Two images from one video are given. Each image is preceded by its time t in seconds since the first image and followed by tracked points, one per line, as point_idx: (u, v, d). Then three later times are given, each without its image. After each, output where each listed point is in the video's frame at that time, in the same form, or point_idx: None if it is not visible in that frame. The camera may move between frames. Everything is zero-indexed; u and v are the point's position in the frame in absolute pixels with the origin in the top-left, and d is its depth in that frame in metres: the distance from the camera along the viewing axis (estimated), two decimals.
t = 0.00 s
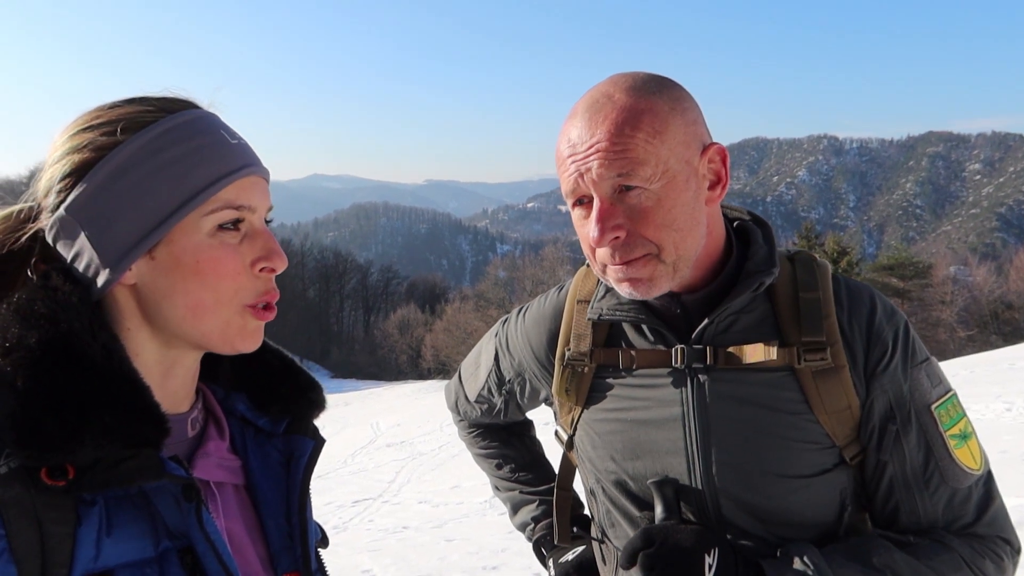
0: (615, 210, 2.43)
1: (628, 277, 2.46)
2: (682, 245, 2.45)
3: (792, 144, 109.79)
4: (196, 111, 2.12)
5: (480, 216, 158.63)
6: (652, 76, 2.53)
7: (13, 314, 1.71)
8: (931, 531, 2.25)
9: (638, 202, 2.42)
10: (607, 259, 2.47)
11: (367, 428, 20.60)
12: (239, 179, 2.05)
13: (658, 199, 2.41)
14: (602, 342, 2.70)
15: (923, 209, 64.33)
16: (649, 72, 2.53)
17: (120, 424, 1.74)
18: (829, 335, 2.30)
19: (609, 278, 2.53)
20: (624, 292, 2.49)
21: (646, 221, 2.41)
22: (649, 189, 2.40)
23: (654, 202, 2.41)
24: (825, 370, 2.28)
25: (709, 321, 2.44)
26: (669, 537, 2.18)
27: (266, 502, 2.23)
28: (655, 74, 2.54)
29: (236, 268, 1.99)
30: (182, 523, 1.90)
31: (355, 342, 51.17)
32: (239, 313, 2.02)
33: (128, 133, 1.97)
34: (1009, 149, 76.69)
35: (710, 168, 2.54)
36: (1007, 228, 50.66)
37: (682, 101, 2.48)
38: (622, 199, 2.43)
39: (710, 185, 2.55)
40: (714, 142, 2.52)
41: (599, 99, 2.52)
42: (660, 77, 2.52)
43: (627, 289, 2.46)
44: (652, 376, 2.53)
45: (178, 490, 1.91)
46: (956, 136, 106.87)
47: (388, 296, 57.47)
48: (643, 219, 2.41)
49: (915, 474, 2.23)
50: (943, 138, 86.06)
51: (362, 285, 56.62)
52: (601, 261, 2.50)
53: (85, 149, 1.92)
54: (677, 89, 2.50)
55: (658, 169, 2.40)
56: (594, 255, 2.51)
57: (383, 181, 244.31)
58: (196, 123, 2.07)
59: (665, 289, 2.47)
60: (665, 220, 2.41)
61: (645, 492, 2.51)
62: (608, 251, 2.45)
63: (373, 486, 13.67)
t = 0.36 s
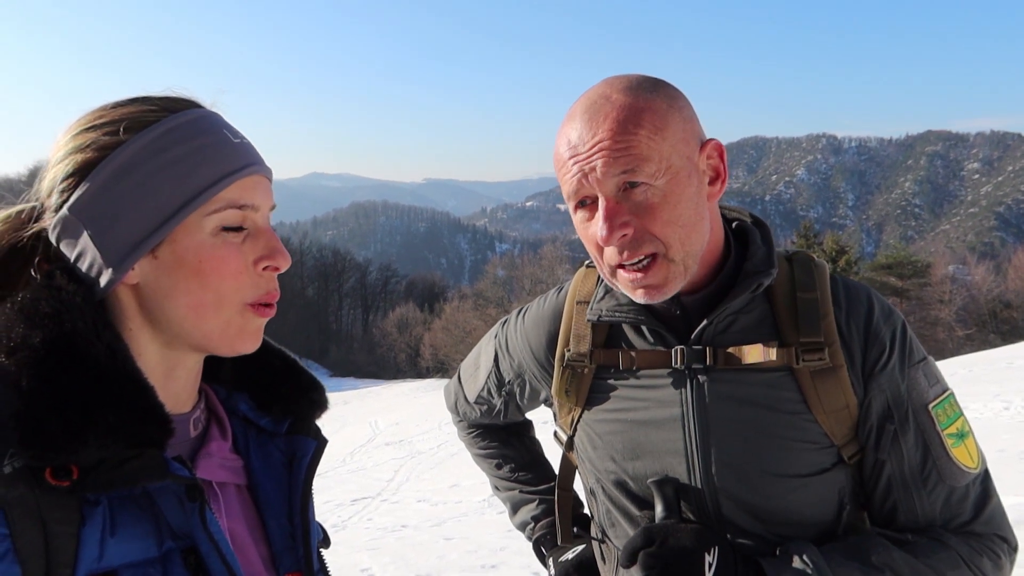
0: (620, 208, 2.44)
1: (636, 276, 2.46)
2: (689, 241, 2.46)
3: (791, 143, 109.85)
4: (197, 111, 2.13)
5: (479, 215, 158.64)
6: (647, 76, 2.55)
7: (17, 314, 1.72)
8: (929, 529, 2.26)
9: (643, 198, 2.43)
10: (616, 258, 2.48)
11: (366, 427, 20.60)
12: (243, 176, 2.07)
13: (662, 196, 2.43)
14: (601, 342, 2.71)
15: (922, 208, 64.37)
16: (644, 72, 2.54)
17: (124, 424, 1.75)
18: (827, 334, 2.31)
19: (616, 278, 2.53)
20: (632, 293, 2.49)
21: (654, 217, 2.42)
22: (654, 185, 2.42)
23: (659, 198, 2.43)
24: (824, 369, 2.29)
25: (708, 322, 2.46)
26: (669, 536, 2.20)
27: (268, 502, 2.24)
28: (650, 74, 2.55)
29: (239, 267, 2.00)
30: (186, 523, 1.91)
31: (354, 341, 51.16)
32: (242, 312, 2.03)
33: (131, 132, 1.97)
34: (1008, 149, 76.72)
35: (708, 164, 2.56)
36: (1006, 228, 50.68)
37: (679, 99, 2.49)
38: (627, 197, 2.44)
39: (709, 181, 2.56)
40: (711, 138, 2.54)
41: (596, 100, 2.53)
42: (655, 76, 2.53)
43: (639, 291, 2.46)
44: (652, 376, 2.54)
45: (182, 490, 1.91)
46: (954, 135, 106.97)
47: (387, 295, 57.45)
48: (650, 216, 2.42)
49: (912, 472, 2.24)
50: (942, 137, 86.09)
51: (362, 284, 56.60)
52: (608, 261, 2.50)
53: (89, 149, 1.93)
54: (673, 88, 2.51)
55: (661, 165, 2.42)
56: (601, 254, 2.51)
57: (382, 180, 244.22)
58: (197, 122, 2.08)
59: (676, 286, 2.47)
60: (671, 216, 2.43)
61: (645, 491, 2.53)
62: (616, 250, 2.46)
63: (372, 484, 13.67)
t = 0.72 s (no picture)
0: (610, 204, 2.45)
1: (623, 272, 2.48)
2: (678, 239, 2.47)
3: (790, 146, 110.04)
4: (196, 106, 2.13)
5: (478, 218, 158.83)
6: (645, 71, 2.55)
7: (13, 309, 1.73)
8: (925, 520, 2.26)
9: (634, 195, 2.43)
10: (604, 253, 2.49)
11: (366, 431, 20.58)
12: (240, 172, 2.07)
13: (653, 193, 2.43)
14: (595, 335, 2.71)
15: (920, 210, 64.43)
16: (642, 67, 2.54)
17: (119, 420, 1.75)
18: (822, 325, 2.32)
19: (605, 273, 2.55)
20: (620, 287, 2.51)
21: (644, 214, 2.43)
22: (645, 182, 2.42)
23: (650, 196, 2.43)
24: (819, 360, 2.30)
25: (702, 313, 2.46)
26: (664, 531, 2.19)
27: (264, 499, 2.24)
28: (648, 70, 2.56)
29: (236, 262, 2.01)
30: (181, 520, 1.91)
31: (353, 345, 51.16)
32: (238, 306, 2.03)
33: (128, 127, 1.98)
34: (1006, 151, 76.84)
35: (703, 163, 2.56)
36: (1004, 230, 50.74)
37: (676, 96, 2.49)
38: (618, 193, 2.45)
39: (703, 180, 2.56)
40: (707, 137, 2.54)
41: (593, 94, 2.54)
42: (653, 72, 2.54)
43: (626, 286, 2.48)
44: (645, 368, 2.54)
45: (177, 487, 1.91)
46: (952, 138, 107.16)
47: (386, 298, 57.46)
48: (639, 213, 2.43)
49: (907, 462, 2.24)
50: (940, 139, 86.22)
51: (361, 288, 56.62)
52: (597, 255, 2.52)
53: (85, 144, 1.93)
54: (670, 84, 2.51)
55: (653, 163, 2.42)
56: (591, 249, 2.53)
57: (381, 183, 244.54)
58: (196, 117, 2.09)
59: (663, 284, 2.48)
60: (661, 214, 2.44)
61: (639, 485, 2.53)
62: (605, 245, 2.47)
63: (371, 488, 13.67)
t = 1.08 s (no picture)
0: (612, 206, 2.43)
1: (624, 274, 2.45)
2: (679, 242, 2.45)
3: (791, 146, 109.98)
4: (194, 110, 2.11)
5: (479, 218, 158.73)
6: (649, 75, 2.53)
7: (10, 314, 1.71)
8: (929, 526, 2.24)
9: (636, 198, 2.41)
10: (604, 255, 2.46)
11: (366, 430, 20.57)
12: (237, 177, 2.06)
13: (655, 196, 2.41)
14: (596, 339, 2.69)
15: (921, 211, 64.38)
16: (646, 70, 2.53)
17: (115, 424, 1.73)
18: (824, 330, 2.30)
19: (605, 275, 2.52)
20: (619, 289, 2.49)
21: (645, 217, 2.41)
22: (647, 186, 2.40)
23: (651, 199, 2.41)
24: (822, 365, 2.28)
25: (704, 318, 2.44)
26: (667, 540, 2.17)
27: (261, 503, 2.22)
28: (652, 73, 2.54)
29: (233, 267, 1.99)
30: (177, 524, 1.89)
31: (353, 344, 51.15)
32: (235, 311, 2.01)
33: (125, 132, 1.96)
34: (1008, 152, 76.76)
35: (706, 167, 2.54)
36: (1005, 231, 50.69)
37: (680, 99, 2.48)
38: (620, 196, 2.42)
39: (706, 184, 2.55)
40: (710, 141, 2.52)
41: (597, 96, 2.52)
42: (656, 75, 2.52)
43: (626, 289, 2.46)
44: (646, 373, 2.53)
45: (174, 491, 1.89)
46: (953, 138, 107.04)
47: (386, 298, 57.44)
48: (641, 216, 2.41)
49: (911, 467, 2.23)
50: (941, 140, 86.17)
51: (361, 287, 56.60)
52: (598, 258, 2.50)
53: (82, 149, 1.91)
54: (674, 88, 2.49)
55: (655, 166, 2.40)
56: (591, 251, 2.51)
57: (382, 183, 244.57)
58: (193, 122, 2.07)
59: (663, 287, 2.46)
60: (662, 217, 2.42)
61: (640, 490, 2.51)
62: (605, 247, 2.45)
63: (371, 487, 13.66)
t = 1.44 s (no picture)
0: (615, 208, 2.40)
1: (626, 275, 2.43)
2: (683, 243, 2.42)
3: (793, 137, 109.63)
4: (191, 113, 2.09)
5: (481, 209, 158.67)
6: (654, 75, 2.50)
7: (7, 319, 1.69)
8: (934, 529, 2.22)
9: (639, 199, 2.39)
10: (607, 256, 2.44)
11: (369, 421, 20.60)
12: (234, 180, 2.03)
13: (659, 198, 2.38)
14: (600, 340, 2.67)
15: (924, 202, 64.18)
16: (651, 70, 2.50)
17: (113, 428, 1.71)
18: (830, 332, 2.28)
19: (607, 276, 2.50)
20: (621, 289, 2.46)
21: (648, 219, 2.38)
22: (651, 187, 2.37)
23: (655, 200, 2.38)
24: (827, 367, 2.26)
25: (709, 320, 2.42)
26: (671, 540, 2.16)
27: (261, 504, 2.21)
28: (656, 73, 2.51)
29: (230, 270, 1.97)
30: (177, 527, 1.88)
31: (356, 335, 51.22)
32: (233, 314, 1.99)
33: (121, 136, 1.94)
34: (1012, 142, 76.39)
35: (711, 167, 2.51)
36: (1008, 222, 50.47)
37: (684, 100, 2.45)
38: (624, 197, 2.40)
39: (710, 185, 2.52)
40: (714, 141, 2.49)
41: (600, 96, 2.50)
42: (661, 75, 2.49)
43: (629, 289, 2.44)
44: (651, 374, 2.51)
45: (172, 494, 1.88)
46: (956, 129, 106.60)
47: (388, 289, 57.43)
48: (644, 217, 2.38)
49: (916, 470, 2.21)
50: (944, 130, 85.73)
51: (363, 279, 56.62)
52: (600, 259, 2.47)
53: (79, 153, 1.89)
54: (679, 89, 2.47)
55: (659, 167, 2.37)
56: (593, 252, 2.48)
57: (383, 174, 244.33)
58: (190, 125, 2.04)
59: (667, 288, 2.44)
60: (666, 219, 2.39)
61: (644, 491, 2.49)
62: (608, 249, 2.43)
63: (374, 478, 13.70)
